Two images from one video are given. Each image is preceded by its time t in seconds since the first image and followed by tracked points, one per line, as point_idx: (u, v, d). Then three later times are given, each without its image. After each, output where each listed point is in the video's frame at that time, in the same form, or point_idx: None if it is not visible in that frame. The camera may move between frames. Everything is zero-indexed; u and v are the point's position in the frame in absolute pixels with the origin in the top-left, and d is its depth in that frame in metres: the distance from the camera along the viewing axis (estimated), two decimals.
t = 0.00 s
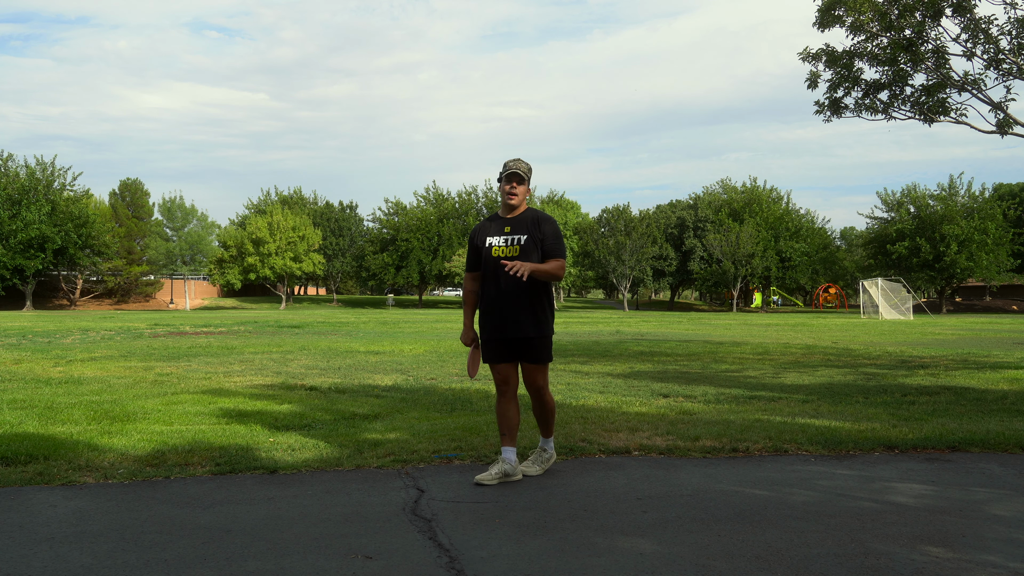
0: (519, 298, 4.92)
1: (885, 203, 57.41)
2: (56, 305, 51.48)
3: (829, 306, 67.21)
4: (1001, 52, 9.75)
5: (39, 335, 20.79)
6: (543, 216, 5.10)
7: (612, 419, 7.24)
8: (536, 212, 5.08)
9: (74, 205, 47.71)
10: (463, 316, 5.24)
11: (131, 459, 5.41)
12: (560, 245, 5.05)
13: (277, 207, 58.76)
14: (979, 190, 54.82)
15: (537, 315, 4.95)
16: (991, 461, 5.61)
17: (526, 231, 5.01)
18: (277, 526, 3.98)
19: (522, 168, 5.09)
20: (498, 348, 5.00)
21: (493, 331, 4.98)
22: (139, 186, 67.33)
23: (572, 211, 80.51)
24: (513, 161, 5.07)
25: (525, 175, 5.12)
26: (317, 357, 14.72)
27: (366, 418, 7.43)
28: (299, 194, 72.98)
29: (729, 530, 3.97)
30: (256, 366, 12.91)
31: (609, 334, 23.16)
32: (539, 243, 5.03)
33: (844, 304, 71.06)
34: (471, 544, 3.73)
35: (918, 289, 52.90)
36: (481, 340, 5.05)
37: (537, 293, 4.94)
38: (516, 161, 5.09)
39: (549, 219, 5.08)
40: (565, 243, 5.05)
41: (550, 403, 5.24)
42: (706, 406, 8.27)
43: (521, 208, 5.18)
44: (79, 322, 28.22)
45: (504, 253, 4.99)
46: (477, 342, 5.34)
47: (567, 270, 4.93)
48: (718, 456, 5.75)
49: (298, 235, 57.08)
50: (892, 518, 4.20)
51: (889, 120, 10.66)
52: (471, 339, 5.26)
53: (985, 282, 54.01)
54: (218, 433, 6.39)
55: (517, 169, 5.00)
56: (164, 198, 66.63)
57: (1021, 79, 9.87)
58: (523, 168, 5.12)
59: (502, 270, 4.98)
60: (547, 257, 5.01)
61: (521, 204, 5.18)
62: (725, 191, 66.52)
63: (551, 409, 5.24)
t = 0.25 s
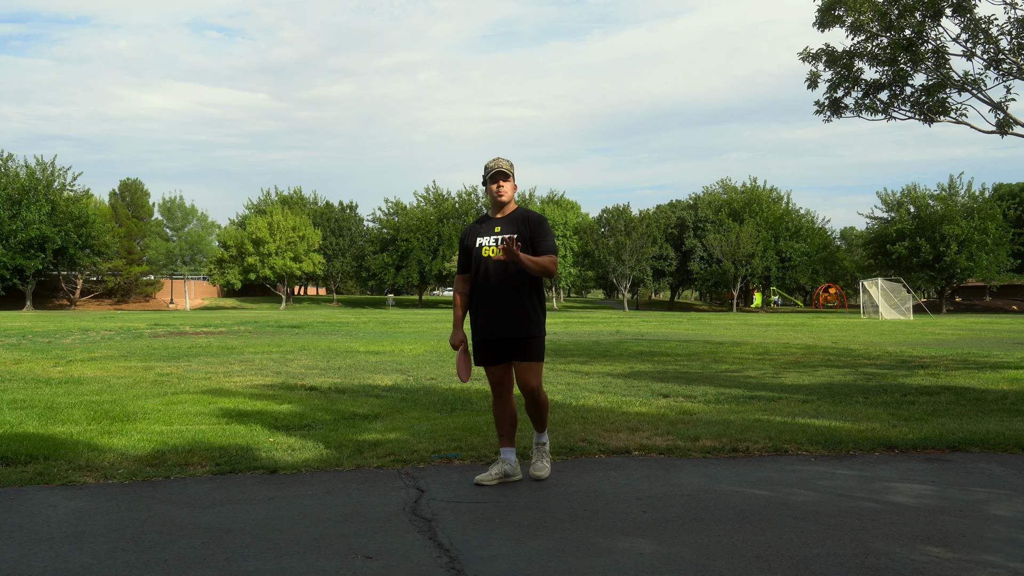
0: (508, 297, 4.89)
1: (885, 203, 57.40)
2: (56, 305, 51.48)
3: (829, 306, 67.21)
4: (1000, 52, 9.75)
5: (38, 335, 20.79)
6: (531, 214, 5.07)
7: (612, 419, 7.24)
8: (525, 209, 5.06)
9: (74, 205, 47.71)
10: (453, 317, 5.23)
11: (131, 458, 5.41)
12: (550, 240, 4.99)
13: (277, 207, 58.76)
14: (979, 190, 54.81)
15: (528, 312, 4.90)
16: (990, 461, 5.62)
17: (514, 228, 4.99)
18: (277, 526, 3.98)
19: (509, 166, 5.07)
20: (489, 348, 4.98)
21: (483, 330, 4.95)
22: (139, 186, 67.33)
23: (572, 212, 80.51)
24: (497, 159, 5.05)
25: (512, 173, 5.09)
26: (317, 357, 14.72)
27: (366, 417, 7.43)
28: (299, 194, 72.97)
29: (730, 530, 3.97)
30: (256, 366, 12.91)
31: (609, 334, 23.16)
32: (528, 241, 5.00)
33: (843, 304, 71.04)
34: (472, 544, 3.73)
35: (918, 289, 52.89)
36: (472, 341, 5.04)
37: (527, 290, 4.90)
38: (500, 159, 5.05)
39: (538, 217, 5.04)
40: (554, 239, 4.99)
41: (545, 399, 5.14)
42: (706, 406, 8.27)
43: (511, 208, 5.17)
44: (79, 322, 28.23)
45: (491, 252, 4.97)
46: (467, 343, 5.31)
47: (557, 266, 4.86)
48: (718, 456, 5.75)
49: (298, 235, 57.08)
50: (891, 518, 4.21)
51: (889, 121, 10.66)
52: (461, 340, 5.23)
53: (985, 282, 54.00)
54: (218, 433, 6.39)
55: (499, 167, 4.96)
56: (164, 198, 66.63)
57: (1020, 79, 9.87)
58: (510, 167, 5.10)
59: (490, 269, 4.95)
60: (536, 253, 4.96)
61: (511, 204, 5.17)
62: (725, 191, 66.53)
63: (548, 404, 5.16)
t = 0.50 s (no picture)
0: (500, 296, 4.87)
1: (885, 203, 57.41)
2: (55, 305, 51.49)
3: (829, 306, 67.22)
4: (1001, 51, 9.75)
5: (38, 335, 20.78)
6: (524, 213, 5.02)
7: (612, 419, 7.24)
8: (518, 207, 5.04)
9: (74, 205, 47.70)
10: (447, 316, 5.25)
11: (131, 458, 5.41)
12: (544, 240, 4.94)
13: (277, 207, 58.76)
14: (979, 190, 54.79)
15: (520, 313, 4.86)
16: (990, 461, 5.62)
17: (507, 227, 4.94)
18: (276, 526, 3.98)
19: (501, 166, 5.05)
20: (482, 349, 4.98)
21: (476, 330, 4.94)
22: (139, 186, 67.31)
23: (572, 212, 80.50)
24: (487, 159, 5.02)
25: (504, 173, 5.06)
26: (317, 357, 14.72)
27: (366, 417, 7.43)
28: (298, 194, 72.96)
29: (729, 530, 3.97)
30: (257, 365, 12.91)
31: (609, 334, 23.16)
32: (520, 241, 4.96)
33: (843, 304, 71.04)
34: (471, 544, 3.74)
35: (918, 289, 52.89)
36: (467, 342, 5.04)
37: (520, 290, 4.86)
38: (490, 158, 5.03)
39: (531, 216, 5.00)
40: (547, 238, 4.93)
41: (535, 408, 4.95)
42: (706, 406, 8.27)
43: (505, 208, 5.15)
44: (79, 322, 28.23)
45: (483, 253, 4.97)
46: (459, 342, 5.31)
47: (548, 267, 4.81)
48: (718, 456, 5.75)
49: (298, 235, 57.08)
50: (892, 518, 4.20)
51: (889, 121, 10.66)
52: (453, 338, 5.24)
53: (985, 282, 54.01)
54: (218, 433, 6.39)
55: (487, 167, 4.93)
56: (164, 198, 66.60)
57: (1021, 79, 9.87)
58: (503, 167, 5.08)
59: (483, 269, 4.93)
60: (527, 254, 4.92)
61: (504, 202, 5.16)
62: (725, 191, 66.52)
63: (537, 414, 4.95)
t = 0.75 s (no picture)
0: (493, 297, 4.82)
1: (885, 203, 57.41)
2: (55, 305, 51.50)
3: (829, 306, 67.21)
4: (1000, 52, 9.75)
5: (39, 335, 20.79)
6: (521, 212, 4.93)
7: (612, 419, 7.24)
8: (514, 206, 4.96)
9: (74, 205, 47.69)
10: (449, 317, 5.25)
11: (131, 458, 5.41)
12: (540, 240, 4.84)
13: (277, 207, 58.76)
14: (979, 190, 54.77)
15: (515, 315, 4.79)
16: (990, 461, 5.62)
17: (498, 229, 4.85)
18: (277, 527, 3.98)
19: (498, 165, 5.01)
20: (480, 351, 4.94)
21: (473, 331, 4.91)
22: (139, 186, 67.33)
23: (572, 212, 80.45)
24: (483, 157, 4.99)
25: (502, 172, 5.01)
26: (317, 357, 14.72)
27: (366, 417, 7.44)
28: (299, 194, 72.94)
29: (730, 530, 3.97)
30: (257, 366, 12.92)
31: (610, 334, 23.17)
32: (515, 240, 4.88)
33: (843, 304, 71.02)
34: (471, 544, 3.74)
35: (918, 289, 52.88)
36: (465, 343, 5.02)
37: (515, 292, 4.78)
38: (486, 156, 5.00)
39: (527, 215, 4.91)
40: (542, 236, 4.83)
41: (522, 417, 4.77)
42: (706, 406, 8.28)
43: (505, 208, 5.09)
44: (80, 322, 28.24)
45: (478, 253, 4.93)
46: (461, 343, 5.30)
47: (542, 268, 4.71)
48: (718, 456, 5.76)
49: (298, 235, 57.07)
50: (892, 518, 4.21)
51: (889, 121, 10.66)
52: (454, 339, 5.23)
53: (985, 282, 53.99)
54: (218, 433, 6.40)
55: (481, 167, 4.92)
56: (164, 198, 66.62)
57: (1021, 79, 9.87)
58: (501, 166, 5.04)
59: (477, 270, 4.89)
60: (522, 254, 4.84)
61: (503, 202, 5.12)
62: (725, 191, 66.50)
63: (518, 423, 4.76)
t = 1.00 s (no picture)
0: (480, 299, 4.71)
1: (885, 203, 57.42)
2: (55, 305, 51.49)
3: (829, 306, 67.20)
4: (1000, 52, 9.75)
5: (38, 335, 20.79)
6: (514, 209, 4.72)
7: (613, 419, 7.24)
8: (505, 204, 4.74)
9: (74, 205, 47.68)
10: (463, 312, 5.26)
11: (131, 458, 5.41)
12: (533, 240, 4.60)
13: (277, 207, 58.75)
14: (979, 190, 54.76)
15: (500, 318, 4.62)
16: (990, 461, 5.62)
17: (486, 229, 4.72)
18: (277, 527, 3.98)
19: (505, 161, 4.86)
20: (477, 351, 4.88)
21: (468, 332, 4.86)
22: (139, 186, 67.32)
23: (572, 212, 80.40)
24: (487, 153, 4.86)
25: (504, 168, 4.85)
26: (317, 357, 14.72)
27: (366, 417, 7.43)
28: (299, 194, 72.89)
29: (730, 530, 3.97)
30: (256, 366, 12.90)
31: (610, 334, 23.16)
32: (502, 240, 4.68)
33: (843, 304, 71.01)
34: (471, 544, 3.73)
35: (918, 289, 52.89)
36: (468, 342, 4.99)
37: (506, 295, 4.60)
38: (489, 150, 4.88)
39: (514, 214, 4.67)
40: (524, 237, 4.57)
41: (516, 422, 4.65)
42: (706, 407, 8.28)
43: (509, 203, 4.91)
44: (80, 322, 28.23)
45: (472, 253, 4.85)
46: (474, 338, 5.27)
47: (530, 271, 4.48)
48: (718, 456, 5.75)
49: (298, 235, 57.04)
50: (892, 518, 4.20)
51: (889, 121, 10.65)
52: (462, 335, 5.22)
53: (985, 282, 53.99)
54: (218, 433, 6.40)
55: (472, 166, 4.82)
56: (164, 198, 66.61)
57: (1021, 79, 9.87)
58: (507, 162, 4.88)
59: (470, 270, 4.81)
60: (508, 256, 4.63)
61: (508, 199, 4.96)
62: (725, 191, 66.48)
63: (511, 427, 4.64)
